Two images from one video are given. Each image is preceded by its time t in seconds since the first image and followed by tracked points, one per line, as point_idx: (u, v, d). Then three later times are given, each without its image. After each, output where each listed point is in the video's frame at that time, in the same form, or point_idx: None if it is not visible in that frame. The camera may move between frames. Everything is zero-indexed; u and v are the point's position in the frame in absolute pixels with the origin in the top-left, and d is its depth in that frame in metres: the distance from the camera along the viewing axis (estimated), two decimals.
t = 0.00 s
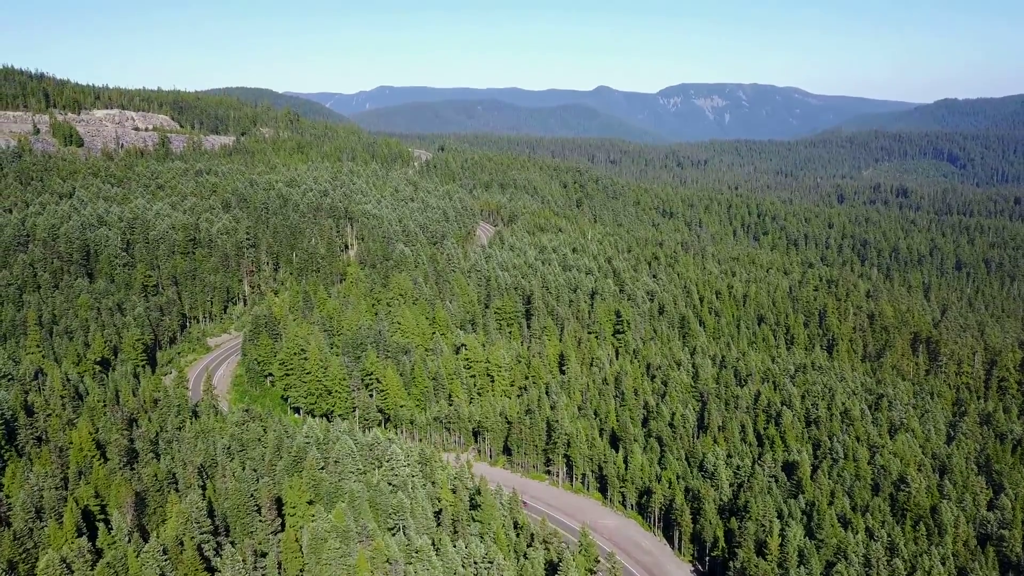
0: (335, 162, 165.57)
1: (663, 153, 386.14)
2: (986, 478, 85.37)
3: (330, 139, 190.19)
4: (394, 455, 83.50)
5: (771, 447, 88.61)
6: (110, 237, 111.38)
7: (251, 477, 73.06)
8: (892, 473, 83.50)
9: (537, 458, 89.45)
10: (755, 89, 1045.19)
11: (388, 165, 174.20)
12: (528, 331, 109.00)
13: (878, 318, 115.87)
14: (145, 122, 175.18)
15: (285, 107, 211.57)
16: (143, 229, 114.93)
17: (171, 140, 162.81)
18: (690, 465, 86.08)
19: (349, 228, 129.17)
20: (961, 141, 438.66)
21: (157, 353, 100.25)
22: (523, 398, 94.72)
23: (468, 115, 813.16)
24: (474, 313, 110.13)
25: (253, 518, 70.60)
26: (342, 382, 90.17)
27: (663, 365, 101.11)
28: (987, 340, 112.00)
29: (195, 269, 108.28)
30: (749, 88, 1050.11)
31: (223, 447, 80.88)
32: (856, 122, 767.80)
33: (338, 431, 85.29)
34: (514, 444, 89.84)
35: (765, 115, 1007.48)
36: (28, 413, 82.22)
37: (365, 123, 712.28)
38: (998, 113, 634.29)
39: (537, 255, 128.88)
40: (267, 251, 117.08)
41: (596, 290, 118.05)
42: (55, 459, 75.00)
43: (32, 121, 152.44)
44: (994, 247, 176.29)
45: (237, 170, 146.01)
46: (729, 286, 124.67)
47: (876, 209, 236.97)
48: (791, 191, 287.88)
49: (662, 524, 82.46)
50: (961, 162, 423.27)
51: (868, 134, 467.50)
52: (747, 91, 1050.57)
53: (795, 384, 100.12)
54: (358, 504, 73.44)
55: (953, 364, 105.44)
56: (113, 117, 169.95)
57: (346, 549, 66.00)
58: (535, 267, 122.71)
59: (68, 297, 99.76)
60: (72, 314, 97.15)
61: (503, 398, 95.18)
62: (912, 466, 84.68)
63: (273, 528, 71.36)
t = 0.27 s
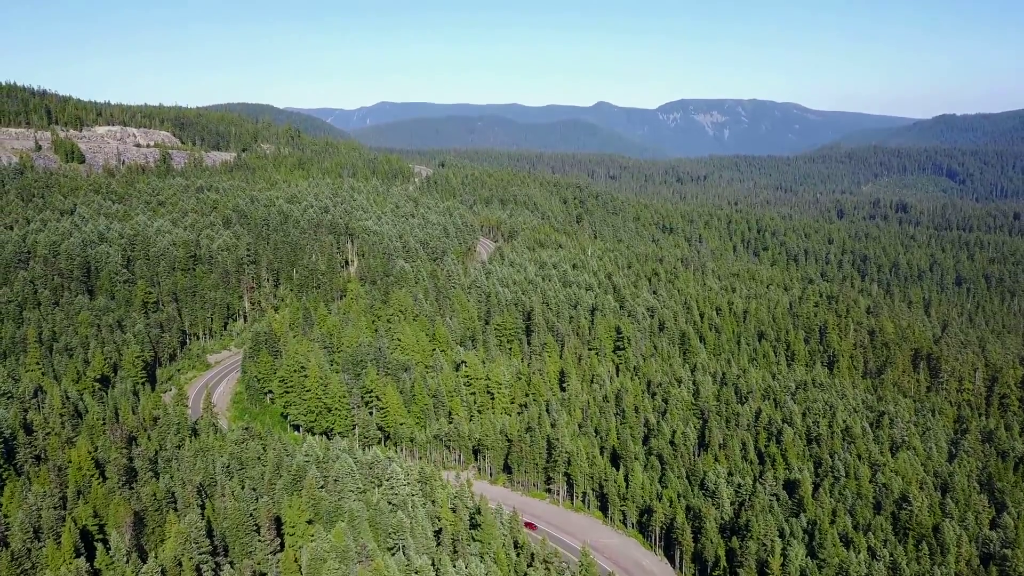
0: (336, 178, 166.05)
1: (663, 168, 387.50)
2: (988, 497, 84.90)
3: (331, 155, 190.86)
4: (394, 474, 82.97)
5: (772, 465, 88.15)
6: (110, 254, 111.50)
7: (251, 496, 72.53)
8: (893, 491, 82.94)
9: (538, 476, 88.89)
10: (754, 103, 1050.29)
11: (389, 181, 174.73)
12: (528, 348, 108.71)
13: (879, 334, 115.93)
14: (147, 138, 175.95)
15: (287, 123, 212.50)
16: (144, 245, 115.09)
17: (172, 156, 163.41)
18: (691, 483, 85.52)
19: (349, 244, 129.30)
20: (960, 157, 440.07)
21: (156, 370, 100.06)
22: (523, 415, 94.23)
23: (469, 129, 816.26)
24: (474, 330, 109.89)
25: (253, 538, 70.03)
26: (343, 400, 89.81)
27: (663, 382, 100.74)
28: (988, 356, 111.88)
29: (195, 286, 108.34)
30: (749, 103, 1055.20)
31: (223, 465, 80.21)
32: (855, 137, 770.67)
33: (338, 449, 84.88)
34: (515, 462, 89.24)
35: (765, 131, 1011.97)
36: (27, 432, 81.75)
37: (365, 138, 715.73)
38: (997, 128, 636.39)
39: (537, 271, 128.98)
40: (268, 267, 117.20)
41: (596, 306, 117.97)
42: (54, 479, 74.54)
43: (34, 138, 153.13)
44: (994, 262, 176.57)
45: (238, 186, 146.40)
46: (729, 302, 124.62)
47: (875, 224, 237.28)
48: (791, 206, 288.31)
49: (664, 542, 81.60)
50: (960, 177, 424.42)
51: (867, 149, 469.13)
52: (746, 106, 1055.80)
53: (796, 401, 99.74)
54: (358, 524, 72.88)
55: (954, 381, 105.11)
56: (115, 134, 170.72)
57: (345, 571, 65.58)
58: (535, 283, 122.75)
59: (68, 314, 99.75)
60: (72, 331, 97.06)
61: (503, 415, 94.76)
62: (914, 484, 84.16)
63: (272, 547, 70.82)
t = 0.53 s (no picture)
0: (336, 194, 166.45)
1: (662, 184, 388.68)
2: (991, 515, 84.34)
3: (332, 171, 191.40)
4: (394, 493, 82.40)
5: (773, 483, 87.59)
6: (111, 270, 111.62)
7: (250, 516, 71.91)
8: (895, 509, 82.32)
9: (538, 495, 88.27)
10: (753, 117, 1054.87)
11: (389, 197, 175.17)
12: (529, 364, 108.39)
13: (880, 350, 116.00)
14: (148, 155, 176.64)
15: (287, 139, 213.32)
16: (144, 262, 115.20)
17: (173, 172, 163.98)
18: (692, 502, 84.93)
19: (349, 260, 129.38)
20: (959, 172, 441.26)
21: (156, 387, 99.77)
22: (523, 433, 93.65)
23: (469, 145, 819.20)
24: (475, 347, 109.64)
25: (252, 558, 69.39)
26: (343, 417, 89.43)
27: (664, 399, 100.32)
28: (989, 373, 111.66)
29: (195, 303, 108.31)
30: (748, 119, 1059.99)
31: (222, 484, 79.55)
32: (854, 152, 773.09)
33: (337, 468, 84.28)
34: (515, 480, 88.61)
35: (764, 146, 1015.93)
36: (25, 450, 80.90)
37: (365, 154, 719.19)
38: (996, 143, 638.30)
39: (538, 287, 129.03)
40: (268, 283, 117.31)
41: (596, 322, 117.82)
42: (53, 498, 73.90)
43: (36, 154, 153.80)
44: (994, 277, 176.67)
45: (238, 203, 146.72)
46: (730, 318, 124.51)
47: (875, 239, 237.54)
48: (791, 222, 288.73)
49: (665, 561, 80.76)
50: (959, 192, 425.45)
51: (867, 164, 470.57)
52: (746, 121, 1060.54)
53: (797, 418, 99.26)
54: (357, 544, 72.25)
55: (955, 398, 104.71)
56: (116, 150, 171.40)
57: None
58: (536, 299, 122.75)
59: (68, 331, 99.72)
60: (72, 348, 96.93)
61: (503, 433, 94.30)
62: (916, 502, 83.56)
63: (271, 567, 70.18)
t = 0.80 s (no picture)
0: (337, 210, 166.78)
1: (662, 199, 389.76)
2: (994, 533, 83.76)
3: (332, 187, 191.97)
4: (394, 512, 81.69)
5: (774, 502, 87.02)
6: (111, 287, 111.64)
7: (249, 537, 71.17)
8: (897, 528, 81.72)
9: (538, 514, 87.54)
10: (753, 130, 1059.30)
11: (390, 213, 175.53)
12: (529, 381, 108.09)
13: (880, 367, 116.00)
14: (149, 171, 177.18)
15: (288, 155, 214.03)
16: (144, 279, 115.25)
17: (174, 189, 164.45)
18: (693, 521, 84.26)
19: (349, 276, 129.46)
20: (959, 187, 442.40)
21: (155, 404, 99.42)
22: (523, 450, 93.09)
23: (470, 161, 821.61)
24: (474, 363, 109.25)
25: None
26: (342, 435, 89.04)
27: (664, 416, 99.84)
28: (990, 390, 111.44)
29: (195, 319, 108.23)
30: (747, 134, 1064.28)
31: (221, 503, 78.65)
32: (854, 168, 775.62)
33: (337, 486, 83.58)
34: (515, 499, 87.87)
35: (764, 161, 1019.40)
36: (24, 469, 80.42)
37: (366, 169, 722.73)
38: (994, 158, 640.59)
39: (538, 303, 129.08)
40: (268, 300, 117.33)
41: (596, 338, 117.63)
42: (51, 518, 73.32)
43: (37, 171, 154.36)
44: (994, 293, 176.85)
45: (239, 219, 146.98)
46: (730, 334, 124.37)
47: (875, 254, 237.74)
48: (791, 237, 289.21)
49: None
50: (958, 207, 426.46)
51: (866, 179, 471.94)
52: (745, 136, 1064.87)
53: (798, 436, 98.77)
54: (357, 565, 71.46)
55: (956, 415, 104.32)
56: (117, 167, 171.94)
57: None
58: (536, 315, 122.72)
59: (68, 348, 99.53)
60: (72, 365, 96.72)
61: (503, 451, 93.80)
62: (919, 521, 82.94)
63: None
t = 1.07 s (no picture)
0: (337, 227, 167.03)
1: (662, 214, 390.86)
2: (997, 553, 83.07)
3: (333, 203, 192.53)
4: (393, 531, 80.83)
5: (776, 521, 86.23)
6: (112, 304, 111.62)
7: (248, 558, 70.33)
8: (900, 547, 81.04)
9: (539, 533, 86.71)
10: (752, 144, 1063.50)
11: (390, 230, 175.79)
12: (529, 398, 107.73)
13: (881, 383, 115.82)
14: (150, 187, 177.71)
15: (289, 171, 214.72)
16: (144, 296, 115.25)
17: (175, 205, 164.89)
18: (694, 540, 83.54)
19: (350, 293, 129.54)
20: (958, 203, 443.20)
21: (155, 422, 98.98)
22: (524, 469, 92.42)
23: (469, 176, 823.64)
24: (475, 380, 108.52)
25: None
26: (342, 453, 88.52)
27: (665, 433, 99.30)
28: (991, 407, 111.00)
29: (195, 336, 108.10)
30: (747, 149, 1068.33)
31: (220, 521, 77.58)
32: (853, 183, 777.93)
33: (336, 505, 82.78)
34: (515, 518, 87.01)
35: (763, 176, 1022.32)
36: (22, 488, 79.95)
37: (367, 185, 726.49)
38: (993, 173, 642.50)
39: (538, 320, 129.07)
40: (268, 317, 117.32)
41: (597, 355, 117.35)
42: (49, 538, 72.72)
43: (39, 187, 154.90)
44: (994, 308, 176.77)
45: (239, 236, 147.19)
46: (730, 351, 124.11)
47: (875, 270, 237.79)
48: (791, 252, 289.55)
49: None
50: (958, 223, 427.00)
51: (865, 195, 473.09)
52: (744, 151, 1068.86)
53: (800, 453, 98.14)
54: None
55: (958, 433, 103.82)
56: (119, 183, 172.50)
57: None
58: (536, 332, 122.61)
59: (67, 366, 99.28)
60: (71, 383, 96.43)
61: (504, 469, 93.18)
62: (921, 540, 82.24)
63: None
